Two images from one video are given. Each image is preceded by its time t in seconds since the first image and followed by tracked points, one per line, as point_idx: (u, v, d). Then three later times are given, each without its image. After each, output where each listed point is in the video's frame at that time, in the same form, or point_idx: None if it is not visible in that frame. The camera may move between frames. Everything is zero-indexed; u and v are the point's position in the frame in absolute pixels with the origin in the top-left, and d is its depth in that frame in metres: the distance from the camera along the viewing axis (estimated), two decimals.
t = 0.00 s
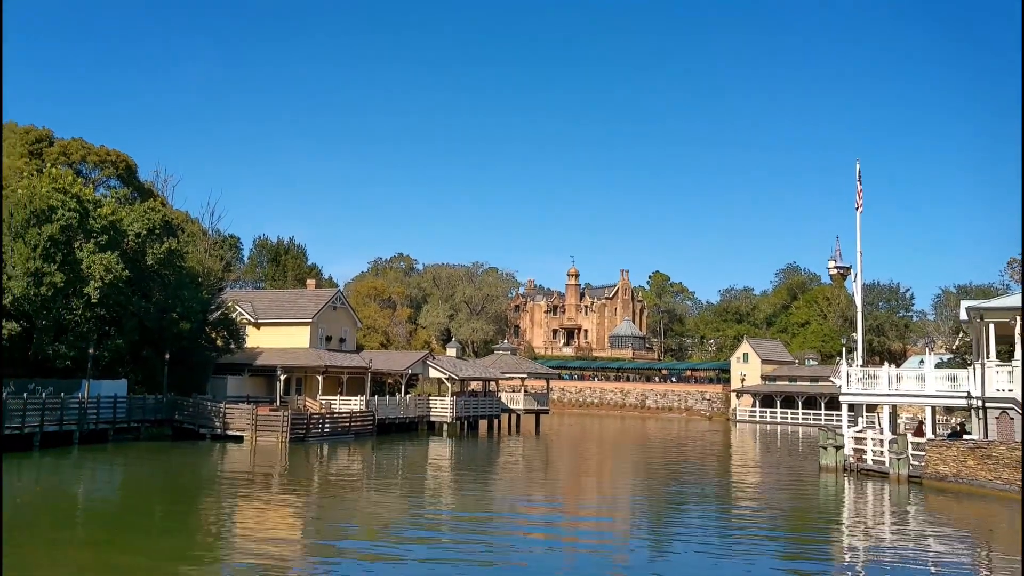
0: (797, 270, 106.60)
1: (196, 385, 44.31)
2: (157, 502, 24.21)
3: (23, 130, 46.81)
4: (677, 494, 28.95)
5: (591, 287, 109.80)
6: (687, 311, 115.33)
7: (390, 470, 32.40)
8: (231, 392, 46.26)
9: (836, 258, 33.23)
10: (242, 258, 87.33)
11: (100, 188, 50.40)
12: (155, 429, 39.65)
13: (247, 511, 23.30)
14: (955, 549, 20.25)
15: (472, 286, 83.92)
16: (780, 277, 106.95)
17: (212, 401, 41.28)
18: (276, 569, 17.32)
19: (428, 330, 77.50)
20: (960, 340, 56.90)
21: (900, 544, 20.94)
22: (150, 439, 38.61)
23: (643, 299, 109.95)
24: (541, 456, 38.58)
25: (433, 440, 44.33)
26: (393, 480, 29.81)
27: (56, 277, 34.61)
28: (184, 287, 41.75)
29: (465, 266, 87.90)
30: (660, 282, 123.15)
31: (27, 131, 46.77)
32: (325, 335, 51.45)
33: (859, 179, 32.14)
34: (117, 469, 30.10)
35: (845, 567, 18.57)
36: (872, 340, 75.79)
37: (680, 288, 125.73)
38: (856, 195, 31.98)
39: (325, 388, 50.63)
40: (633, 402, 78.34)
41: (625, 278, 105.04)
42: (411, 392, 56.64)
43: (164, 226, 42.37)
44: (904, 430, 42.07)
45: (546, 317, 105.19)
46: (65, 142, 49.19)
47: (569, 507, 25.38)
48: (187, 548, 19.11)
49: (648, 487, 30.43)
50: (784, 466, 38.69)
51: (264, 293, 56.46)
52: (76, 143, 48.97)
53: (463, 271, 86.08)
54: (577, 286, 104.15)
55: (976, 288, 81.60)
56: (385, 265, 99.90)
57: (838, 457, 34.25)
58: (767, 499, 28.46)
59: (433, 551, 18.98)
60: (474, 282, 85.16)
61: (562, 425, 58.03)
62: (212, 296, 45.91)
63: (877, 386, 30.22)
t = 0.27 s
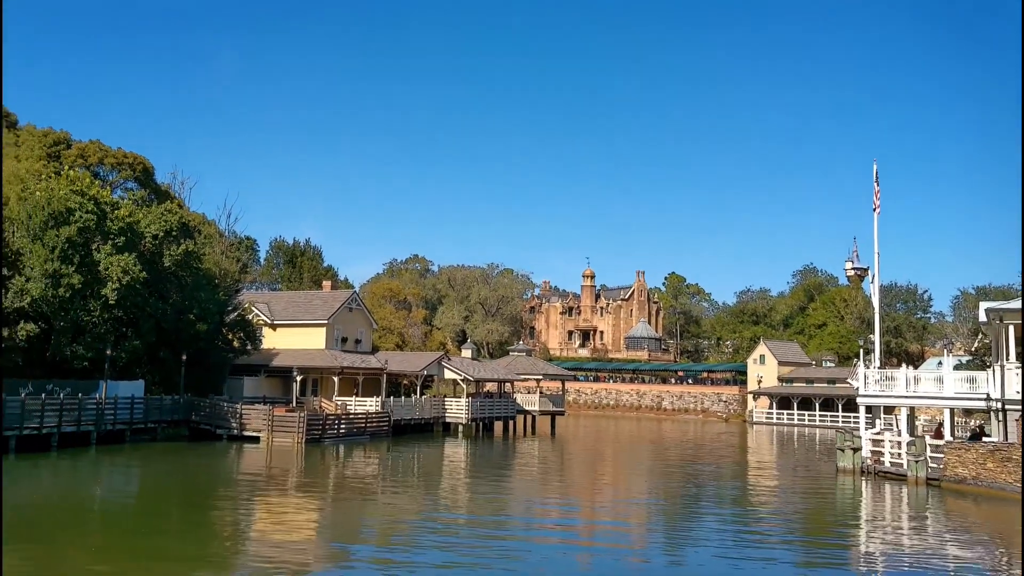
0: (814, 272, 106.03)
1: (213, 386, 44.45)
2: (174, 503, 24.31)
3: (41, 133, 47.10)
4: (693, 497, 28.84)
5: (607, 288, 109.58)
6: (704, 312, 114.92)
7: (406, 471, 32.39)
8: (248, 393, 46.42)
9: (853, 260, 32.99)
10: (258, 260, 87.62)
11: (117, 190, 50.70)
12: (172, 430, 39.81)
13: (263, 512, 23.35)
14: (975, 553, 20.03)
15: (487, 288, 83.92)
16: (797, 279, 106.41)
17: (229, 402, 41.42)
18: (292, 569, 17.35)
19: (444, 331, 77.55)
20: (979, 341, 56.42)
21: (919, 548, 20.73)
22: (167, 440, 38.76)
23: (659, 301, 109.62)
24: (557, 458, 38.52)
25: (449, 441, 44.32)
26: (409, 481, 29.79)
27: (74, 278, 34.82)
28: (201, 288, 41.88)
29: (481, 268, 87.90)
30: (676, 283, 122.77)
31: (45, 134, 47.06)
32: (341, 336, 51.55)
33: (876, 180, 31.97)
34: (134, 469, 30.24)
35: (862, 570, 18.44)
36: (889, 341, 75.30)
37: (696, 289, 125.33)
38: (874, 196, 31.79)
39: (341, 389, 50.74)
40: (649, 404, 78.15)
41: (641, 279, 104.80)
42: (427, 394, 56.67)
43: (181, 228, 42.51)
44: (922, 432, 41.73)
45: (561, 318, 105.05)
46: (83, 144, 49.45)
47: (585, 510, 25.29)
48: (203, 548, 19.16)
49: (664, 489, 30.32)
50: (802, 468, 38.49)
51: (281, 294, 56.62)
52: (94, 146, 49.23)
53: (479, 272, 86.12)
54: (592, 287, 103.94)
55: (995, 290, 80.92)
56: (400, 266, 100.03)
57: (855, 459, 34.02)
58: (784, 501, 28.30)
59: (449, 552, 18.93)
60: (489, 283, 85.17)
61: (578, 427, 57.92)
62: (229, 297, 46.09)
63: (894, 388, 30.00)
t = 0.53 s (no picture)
0: (830, 271, 105.56)
1: (229, 386, 44.57)
2: (191, 502, 24.36)
3: (57, 133, 47.30)
4: (709, 497, 28.71)
5: (622, 288, 109.34)
6: (719, 312, 114.57)
7: (421, 471, 32.36)
8: (263, 393, 46.52)
9: (869, 259, 32.76)
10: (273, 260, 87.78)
11: (133, 191, 50.88)
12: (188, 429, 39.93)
13: (279, 512, 23.35)
14: (994, 555, 19.81)
15: (501, 288, 83.81)
16: (813, 278, 105.95)
17: (245, 401, 41.52)
18: (306, 569, 17.34)
19: (458, 331, 77.56)
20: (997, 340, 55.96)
21: (937, 549, 20.52)
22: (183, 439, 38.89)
23: (674, 301, 109.32)
24: (571, 458, 38.43)
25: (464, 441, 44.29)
26: (424, 481, 29.73)
27: (90, 279, 34.90)
28: (217, 288, 41.98)
29: (495, 268, 87.81)
30: (691, 283, 122.40)
31: (61, 135, 47.26)
32: (355, 336, 51.60)
33: (893, 178, 31.74)
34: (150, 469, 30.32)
35: (879, 571, 18.29)
36: (906, 341, 74.85)
37: (712, 288, 124.90)
38: (890, 194, 31.57)
39: (356, 389, 50.79)
40: (664, 404, 77.94)
41: (656, 279, 104.52)
42: (441, 394, 56.65)
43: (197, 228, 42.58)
44: (940, 432, 41.43)
45: (576, 318, 104.84)
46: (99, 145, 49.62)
47: (600, 510, 25.18)
48: (220, 548, 19.19)
49: (680, 490, 30.16)
50: (818, 469, 38.24)
51: (296, 294, 56.72)
52: (110, 147, 49.40)
53: (493, 271, 86.06)
54: (607, 287, 103.70)
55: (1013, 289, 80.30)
56: (414, 266, 100.03)
57: (872, 460, 33.78)
58: (801, 502, 28.10)
59: (465, 553, 18.86)
60: (504, 283, 85.12)
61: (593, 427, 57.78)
62: (245, 298, 46.19)
63: (912, 388, 29.75)
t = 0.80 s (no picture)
0: (847, 272, 104.84)
1: (246, 391, 44.71)
2: (208, 507, 24.42)
3: (75, 141, 47.61)
4: (727, 500, 28.55)
5: (638, 291, 109.03)
6: (736, 314, 114.18)
7: (438, 475, 32.34)
8: (280, 397, 46.62)
9: (887, 260, 32.56)
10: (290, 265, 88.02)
11: (150, 197, 51.15)
12: (206, 434, 40.07)
13: (296, 516, 23.35)
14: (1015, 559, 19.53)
15: (517, 291, 83.69)
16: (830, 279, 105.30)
17: (262, 406, 41.63)
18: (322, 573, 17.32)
19: (474, 335, 77.55)
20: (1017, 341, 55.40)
21: (958, 553, 20.24)
22: (201, 444, 39.03)
23: (690, 303, 108.91)
24: (588, 462, 38.26)
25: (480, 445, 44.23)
26: (440, 486, 29.69)
27: (108, 285, 35.05)
28: (233, 294, 42.15)
29: (511, 272, 87.74)
30: (708, 285, 121.95)
31: (78, 142, 47.60)
32: (372, 340, 51.66)
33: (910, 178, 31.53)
34: (168, 474, 30.44)
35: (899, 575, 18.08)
36: (925, 343, 74.28)
37: (728, 291, 124.41)
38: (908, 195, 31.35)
39: (372, 393, 50.82)
40: (681, 407, 77.64)
41: (672, 281, 104.22)
42: (457, 398, 56.62)
43: (214, 234, 42.74)
44: (960, 434, 41.03)
45: (592, 321, 104.60)
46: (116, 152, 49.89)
47: (617, 514, 25.03)
48: (237, 552, 19.25)
49: (698, 493, 29.98)
50: (837, 472, 37.97)
51: (312, 299, 56.86)
52: (127, 153, 49.66)
53: (509, 275, 86.06)
54: (623, 289, 103.43)
55: None
56: (430, 271, 100.07)
57: (891, 462, 33.49)
58: (819, 505, 27.86)
59: (482, 557, 18.82)
60: (520, 286, 85.07)
61: (609, 431, 57.54)
62: (261, 303, 46.32)
63: (930, 390, 29.54)
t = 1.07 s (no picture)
0: (863, 271, 104.33)
1: (261, 392, 44.80)
2: (224, 508, 24.48)
3: (90, 144, 47.84)
4: (743, 501, 28.42)
5: (652, 291, 108.83)
6: (751, 315, 113.83)
7: (452, 476, 32.33)
8: (295, 399, 46.73)
9: (903, 260, 32.31)
10: (304, 267, 88.20)
11: (165, 200, 51.35)
12: (221, 435, 40.15)
13: (311, 517, 23.34)
14: None
15: (531, 292, 83.61)
16: (846, 279, 104.84)
17: (277, 408, 41.74)
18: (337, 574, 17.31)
19: (488, 336, 77.58)
20: None
21: (976, 555, 20.06)
22: (217, 446, 39.12)
23: (705, 303, 108.62)
24: (602, 464, 38.14)
25: (494, 446, 44.21)
26: (454, 486, 29.64)
27: (124, 287, 35.19)
28: (248, 295, 42.31)
29: (524, 273, 87.66)
30: (723, 286, 121.67)
31: (94, 145, 47.82)
32: (386, 341, 51.71)
33: (927, 177, 31.29)
34: (183, 475, 30.52)
35: None
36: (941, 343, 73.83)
37: (743, 291, 123.99)
38: (924, 194, 31.12)
39: (386, 394, 50.87)
40: (696, 408, 77.43)
41: (686, 282, 103.94)
42: (471, 399, 56.63)
43: (229, 236, 42.82)
44: (978, 435, 40.73)
45: (606, 322, 104.43)
46: (131, 155, 50.09)
47: (633, 516, 24.95)
48: (252, 553, 19.26)
49: (713, 494, 29.86)
50: (853, 473, 37.76)
51: (326, 300, 56.96)
52: (142, 156, 49.85)
53: (523, 275, 86.59)
54: (637, 290, 103.25)
55: None
56: (444, 272, 100.12)
57: (907, 463, 33.26)
58: (835, 506, 27.71)
59: (496, 559, 18.76)
60: (534, 287, 85.04)
61: (624, 432, 57.43)
62: (276, 304, 46.43)
63: (947, 390, 29.29)
